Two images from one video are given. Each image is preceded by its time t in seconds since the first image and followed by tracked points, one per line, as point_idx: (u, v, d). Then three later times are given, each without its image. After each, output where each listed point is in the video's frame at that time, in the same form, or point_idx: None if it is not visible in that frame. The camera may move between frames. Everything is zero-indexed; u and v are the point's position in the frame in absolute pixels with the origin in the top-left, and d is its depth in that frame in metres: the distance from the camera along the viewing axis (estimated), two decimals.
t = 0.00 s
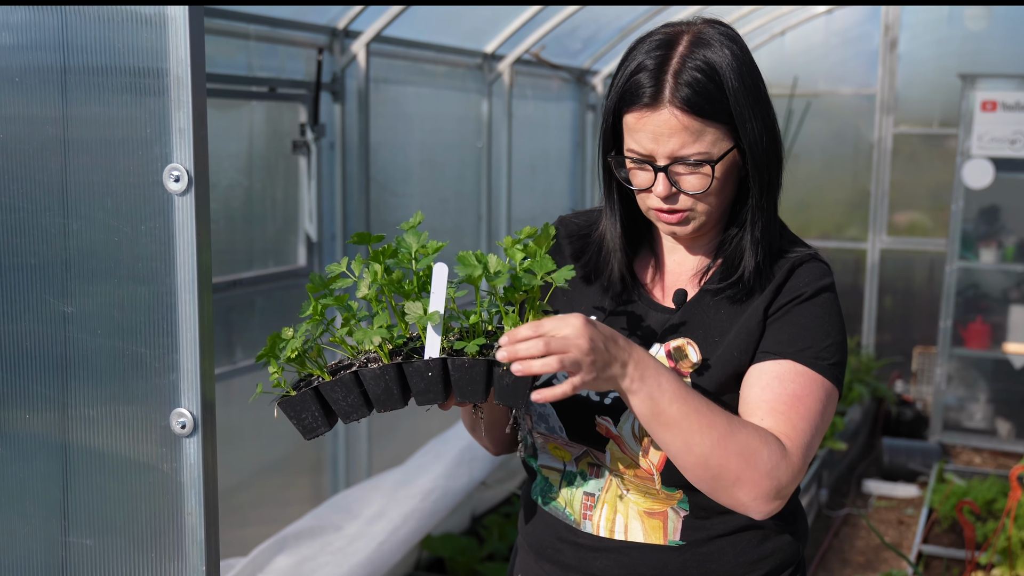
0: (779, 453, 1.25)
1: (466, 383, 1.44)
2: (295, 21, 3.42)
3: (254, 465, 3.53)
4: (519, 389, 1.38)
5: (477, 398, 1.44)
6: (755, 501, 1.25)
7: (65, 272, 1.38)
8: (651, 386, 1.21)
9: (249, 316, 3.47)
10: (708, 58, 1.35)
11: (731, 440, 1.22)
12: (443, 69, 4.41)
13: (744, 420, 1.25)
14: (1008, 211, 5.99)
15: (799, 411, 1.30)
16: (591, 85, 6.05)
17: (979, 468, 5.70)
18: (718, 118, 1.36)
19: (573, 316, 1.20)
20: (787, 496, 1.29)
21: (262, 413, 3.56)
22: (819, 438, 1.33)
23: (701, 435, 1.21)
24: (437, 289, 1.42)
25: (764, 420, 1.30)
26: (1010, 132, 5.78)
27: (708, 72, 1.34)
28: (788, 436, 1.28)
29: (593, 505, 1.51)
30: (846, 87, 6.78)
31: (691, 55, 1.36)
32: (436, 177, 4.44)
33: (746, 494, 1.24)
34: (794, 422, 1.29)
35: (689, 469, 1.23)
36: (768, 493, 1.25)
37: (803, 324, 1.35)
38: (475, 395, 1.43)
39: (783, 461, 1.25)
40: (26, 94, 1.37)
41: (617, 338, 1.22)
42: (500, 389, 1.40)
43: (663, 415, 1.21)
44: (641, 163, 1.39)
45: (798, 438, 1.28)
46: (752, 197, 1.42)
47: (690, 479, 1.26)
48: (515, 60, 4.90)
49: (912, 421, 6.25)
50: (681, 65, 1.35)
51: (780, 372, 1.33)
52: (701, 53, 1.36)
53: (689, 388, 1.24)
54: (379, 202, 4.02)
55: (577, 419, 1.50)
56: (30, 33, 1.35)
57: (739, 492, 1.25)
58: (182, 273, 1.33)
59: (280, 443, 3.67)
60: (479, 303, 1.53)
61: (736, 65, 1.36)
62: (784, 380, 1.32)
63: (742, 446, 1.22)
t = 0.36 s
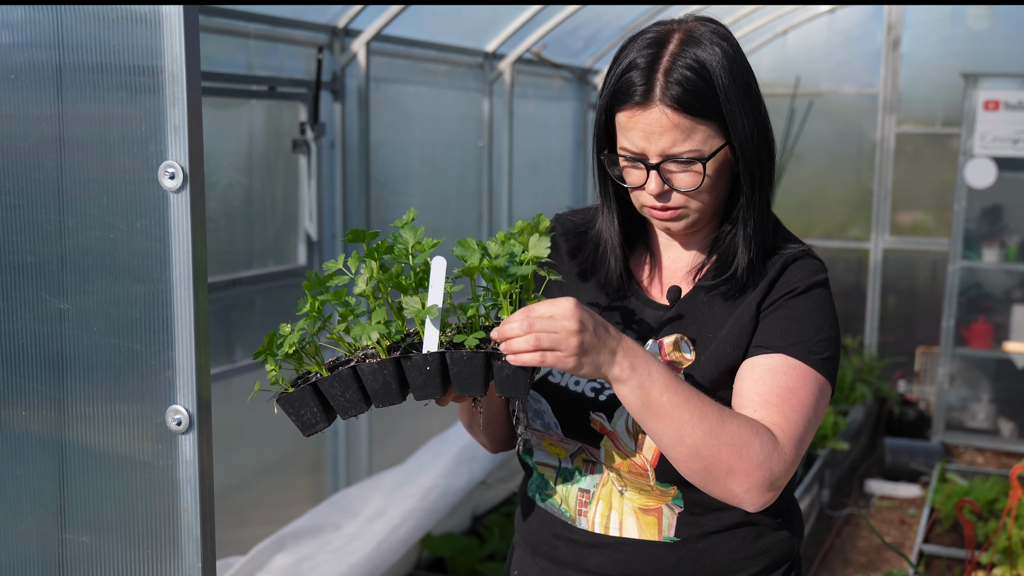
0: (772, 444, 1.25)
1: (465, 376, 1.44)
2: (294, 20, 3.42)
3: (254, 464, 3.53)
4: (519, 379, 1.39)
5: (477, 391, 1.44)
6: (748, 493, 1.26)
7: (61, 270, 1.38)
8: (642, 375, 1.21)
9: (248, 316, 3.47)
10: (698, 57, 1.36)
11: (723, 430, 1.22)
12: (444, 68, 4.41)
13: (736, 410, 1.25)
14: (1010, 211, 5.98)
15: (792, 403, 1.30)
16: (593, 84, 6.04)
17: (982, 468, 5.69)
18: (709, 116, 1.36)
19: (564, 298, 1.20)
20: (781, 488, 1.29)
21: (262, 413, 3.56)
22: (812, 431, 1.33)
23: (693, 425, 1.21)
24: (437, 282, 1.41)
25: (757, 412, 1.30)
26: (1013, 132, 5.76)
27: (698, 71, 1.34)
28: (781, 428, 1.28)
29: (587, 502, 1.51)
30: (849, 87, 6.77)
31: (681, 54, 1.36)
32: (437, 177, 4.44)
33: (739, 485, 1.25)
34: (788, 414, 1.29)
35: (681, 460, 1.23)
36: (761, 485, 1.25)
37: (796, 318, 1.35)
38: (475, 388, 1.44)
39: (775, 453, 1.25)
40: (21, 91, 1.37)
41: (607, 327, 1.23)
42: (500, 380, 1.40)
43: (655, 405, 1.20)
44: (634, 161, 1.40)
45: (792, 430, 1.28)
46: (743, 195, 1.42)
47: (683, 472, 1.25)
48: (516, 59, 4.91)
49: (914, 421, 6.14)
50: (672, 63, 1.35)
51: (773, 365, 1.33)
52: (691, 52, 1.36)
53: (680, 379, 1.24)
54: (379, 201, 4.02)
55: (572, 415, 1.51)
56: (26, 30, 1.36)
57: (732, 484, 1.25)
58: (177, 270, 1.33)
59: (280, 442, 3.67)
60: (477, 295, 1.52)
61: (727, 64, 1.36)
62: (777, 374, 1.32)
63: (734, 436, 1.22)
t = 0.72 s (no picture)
0: (772, 436, 1.26)
1: (467, 373, 1.45)
2: (295, 20, 3.43)
3: (256, 464, 3.54)
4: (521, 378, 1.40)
5: (479, 388, 1.45)
6: (750, 485, 1.26)
7: (63, 268, 1.39)
8: (645, 367, 1.21)
9: (249, 315, 3.48)
10: (694, 58, 1.36)
11: (725, 421, 1.22)
12: (445, 68, 4.41)
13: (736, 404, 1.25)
14: (1012, 211, 5.97)
15: (793, 398, 1.30)
16: (595, 84, 6.05)
17: (983, 468, 5.69)
18: (705, 116, 1.37)
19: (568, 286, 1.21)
20: (782, 481, 1.29)
21: (263, 412, 3.57)
22: (812, 426, 1.34)
23: (695, 416, 1.21)
24: (441, 281, 1.41)
25: (758, 405, 1.30)
26: (1015, 132, 5.76)
27: (693, 71, 1.35)
28: (782, 421, 1.28)
29: (588, 499, 1.52)
30: (851, 87, 6.76)
31: (677, 55, 1.37)
32: (438, 177, 4.45)
33: (741, 477, 1.25)
34: (788, 408, 1.29)
35: (684, 451, 1.24)
36: (763, 477, 1.26)
37: (794, 315, 1.35)
38: (478, 385, 1.45)
39: (776, 445, 1.25)
40: (24, 92, 1.38)
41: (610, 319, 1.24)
42: (502, 377, 1.41)
43: (658, 397, 1.21)
44: (632, 160, 1.40)
45: (792, 424, 1.28)
46: (740, 192, 1.43)
47: (686, 464, 1.26)
48: (517, 59, 4.91)
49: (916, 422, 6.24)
50: (667, 64, 1.36)
51: (773, 361, 1.33)
52: (687, 52, 1.37)
53: (681, 372, 1.24)
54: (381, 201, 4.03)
55: (572, 411, 1.51)
56: (28, 31, 1.37)
57: (734, 476, 1.25)
58: (178, 268, 1.34)
59: (282, 441, 3.68)
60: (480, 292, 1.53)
61: (723, 64, 1.37)
62: (776, 369, 1.32)
63: (736, 428, 1.23)
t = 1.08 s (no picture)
0: (777, 429, 1.26)
1: (475, 371, 1.46)
2: (298, 20, 3.44)
3: (259, 463, 3.55)
4: (528, 378, 1.40)
5: (485, 387, 1.46)
6: (754, 478, 1.26)
7: (69, 267, 1.40)
8: (651, 357, 1.21)
9: (252, 315, 3.48)
10: (695, 57, 1.37)
11: (729, 412, 1.22)
12: (448, 68, 4.42)
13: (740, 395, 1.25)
14: (1015, 211, 5.97)
15: (796, 391, 1.30)
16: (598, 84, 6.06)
17: (986, 468, 5.69)
18: (707, 114, 1.37)
19: (576, 277, 1.20)
20: (786, 473, 1.29)
21: (267, 412, 3.57)
22: (815, 421, 1.34)
23: (701, 406, 1.21)
24: (449, 281, 1.41)
25: (762, 399, 1.30)
26: (1018, 132, 5.76)
27: (695, 71, 1.36)
28: (785, 414, 1.28)
29: (593, 497, 1.53)
30: (854, 87, 6.75)
31: (679, 55, 1.38)
32: (441, 177, 4.46)
33: (745, 469, 1.25)
34: (792, 401, 1.30)
35: (688, 442, 1.23)
36: (767, 470, 1.25)
37: (796, 310, 1.36)
38: (484, 384, 1.46)
39: (779, 438, 1.25)
40: (31, 93, 1.39)
41: (617, 310, 1.24)
42: (508, 377, 1.41)
43: (663, 387, 1.21)
44: (635, 160, 1.41)
45: (796, 416, 1.29)
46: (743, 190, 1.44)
47: (689, 454, 1.26)
48: (520, 59, 4.91)
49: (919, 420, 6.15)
50: (670, 64, 1.37)
51: (776, 355, 1.34)
52: (689, 52, 1.38)
53: (686, 362, 1.24)
54: (384, 201, 4.04)
55: (576, 408, 1.52)
56: (35, 33, 1.38)
57: (738, 468, 1.25)
58: (184, 268, 1.34)
59: (285, 442, 3.69)
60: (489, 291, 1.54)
61: (724, 63, 1.37)
62: (780, 363, 1.33)
63: (740, 419, 1.23)
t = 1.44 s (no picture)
0: (773, 411, 1.25)
1: (473, 368, 1.46)
2: (297, 19, 3.45)
3: (259, 463, 3.55)
4: (527, 371, 1.42)
5: (484, 383, 1.46)
6: (750, 460, 1.24)
7: (68, 265, 1.40)
8: (649, 333, 1.20)
9: (251, 314, 3.48)
10: (687, 53, 1.38)
11: (726, 392, 1.21)
12: (448, 68, 4.42)
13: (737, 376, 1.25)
14: (1016, 211, 5.96)
15: (791, 376, 1.30)
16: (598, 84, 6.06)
17: (987, 468, 5.68)
18: (700, 109, 1.38)
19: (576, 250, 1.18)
20: (781, 458, 1.28)
21: (266, 412, 3.57)
22: (811, 408, 1.33)
23: (698, 385, 1.20)
24: (444, 279, 1.41)
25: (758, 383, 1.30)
26: (1018, 132, 5.75)
27: (687, 66, 1.36)
28: (781, 398, 1.28)
29: (591, 494, 1.53)
30: (855, 86, 6.74)
31: (670, 51, 1.39)
32: (440, 176, 4.45)
33: (743, 451, 1.23)
34: (787, 385, 1.29)
35: (685, 422, 1.22)
36: (764, 452, 1.24)
37: (789, 299, 1.36)
38: (483, 379, 1.46)
39: (776, 419, 1.25)
40: (31, 92, 1.39)
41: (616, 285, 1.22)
42: (506, 372, 1.43)
43: (661, 363, 1.20)
44: (629, 156, 1.41)
45: (792, 400, 1.28)
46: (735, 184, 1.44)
47: (685, 435, 1.24)
48: (520, 59, 4.90)
49: (921, 422, 6.18)
50: (661, 60, 1.38)
51: (771, 341, 1.33)
52: (680, 48, 1.39)
53: (683, 341, 1.24)
54: (385, 200, 4.05)
55: (574, 405, 1.53)
56: (34, 32, 1.38)
57: (735, 449, 1.23)
58: (182, 266, 1.34)
59: (285, 441, 3.69)
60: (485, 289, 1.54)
61: (715, 59, 1.38)
62: (775, 349, 1.32)
63: (738, 400, 1.22)
